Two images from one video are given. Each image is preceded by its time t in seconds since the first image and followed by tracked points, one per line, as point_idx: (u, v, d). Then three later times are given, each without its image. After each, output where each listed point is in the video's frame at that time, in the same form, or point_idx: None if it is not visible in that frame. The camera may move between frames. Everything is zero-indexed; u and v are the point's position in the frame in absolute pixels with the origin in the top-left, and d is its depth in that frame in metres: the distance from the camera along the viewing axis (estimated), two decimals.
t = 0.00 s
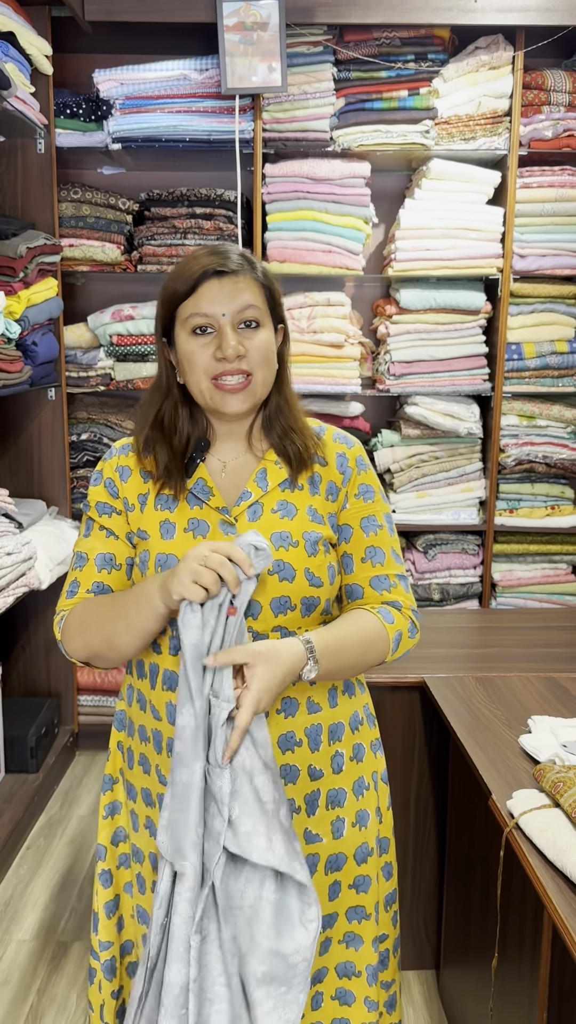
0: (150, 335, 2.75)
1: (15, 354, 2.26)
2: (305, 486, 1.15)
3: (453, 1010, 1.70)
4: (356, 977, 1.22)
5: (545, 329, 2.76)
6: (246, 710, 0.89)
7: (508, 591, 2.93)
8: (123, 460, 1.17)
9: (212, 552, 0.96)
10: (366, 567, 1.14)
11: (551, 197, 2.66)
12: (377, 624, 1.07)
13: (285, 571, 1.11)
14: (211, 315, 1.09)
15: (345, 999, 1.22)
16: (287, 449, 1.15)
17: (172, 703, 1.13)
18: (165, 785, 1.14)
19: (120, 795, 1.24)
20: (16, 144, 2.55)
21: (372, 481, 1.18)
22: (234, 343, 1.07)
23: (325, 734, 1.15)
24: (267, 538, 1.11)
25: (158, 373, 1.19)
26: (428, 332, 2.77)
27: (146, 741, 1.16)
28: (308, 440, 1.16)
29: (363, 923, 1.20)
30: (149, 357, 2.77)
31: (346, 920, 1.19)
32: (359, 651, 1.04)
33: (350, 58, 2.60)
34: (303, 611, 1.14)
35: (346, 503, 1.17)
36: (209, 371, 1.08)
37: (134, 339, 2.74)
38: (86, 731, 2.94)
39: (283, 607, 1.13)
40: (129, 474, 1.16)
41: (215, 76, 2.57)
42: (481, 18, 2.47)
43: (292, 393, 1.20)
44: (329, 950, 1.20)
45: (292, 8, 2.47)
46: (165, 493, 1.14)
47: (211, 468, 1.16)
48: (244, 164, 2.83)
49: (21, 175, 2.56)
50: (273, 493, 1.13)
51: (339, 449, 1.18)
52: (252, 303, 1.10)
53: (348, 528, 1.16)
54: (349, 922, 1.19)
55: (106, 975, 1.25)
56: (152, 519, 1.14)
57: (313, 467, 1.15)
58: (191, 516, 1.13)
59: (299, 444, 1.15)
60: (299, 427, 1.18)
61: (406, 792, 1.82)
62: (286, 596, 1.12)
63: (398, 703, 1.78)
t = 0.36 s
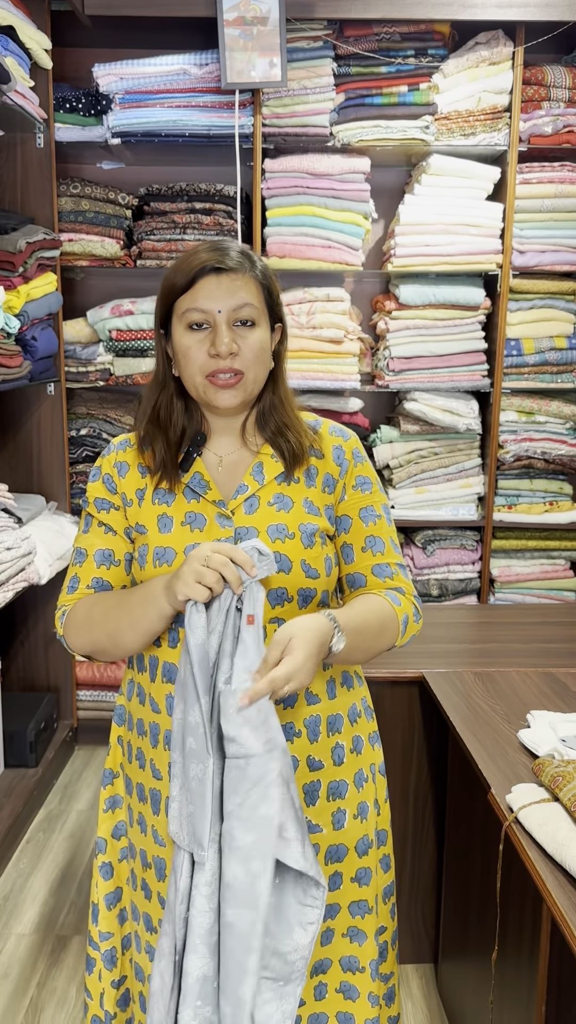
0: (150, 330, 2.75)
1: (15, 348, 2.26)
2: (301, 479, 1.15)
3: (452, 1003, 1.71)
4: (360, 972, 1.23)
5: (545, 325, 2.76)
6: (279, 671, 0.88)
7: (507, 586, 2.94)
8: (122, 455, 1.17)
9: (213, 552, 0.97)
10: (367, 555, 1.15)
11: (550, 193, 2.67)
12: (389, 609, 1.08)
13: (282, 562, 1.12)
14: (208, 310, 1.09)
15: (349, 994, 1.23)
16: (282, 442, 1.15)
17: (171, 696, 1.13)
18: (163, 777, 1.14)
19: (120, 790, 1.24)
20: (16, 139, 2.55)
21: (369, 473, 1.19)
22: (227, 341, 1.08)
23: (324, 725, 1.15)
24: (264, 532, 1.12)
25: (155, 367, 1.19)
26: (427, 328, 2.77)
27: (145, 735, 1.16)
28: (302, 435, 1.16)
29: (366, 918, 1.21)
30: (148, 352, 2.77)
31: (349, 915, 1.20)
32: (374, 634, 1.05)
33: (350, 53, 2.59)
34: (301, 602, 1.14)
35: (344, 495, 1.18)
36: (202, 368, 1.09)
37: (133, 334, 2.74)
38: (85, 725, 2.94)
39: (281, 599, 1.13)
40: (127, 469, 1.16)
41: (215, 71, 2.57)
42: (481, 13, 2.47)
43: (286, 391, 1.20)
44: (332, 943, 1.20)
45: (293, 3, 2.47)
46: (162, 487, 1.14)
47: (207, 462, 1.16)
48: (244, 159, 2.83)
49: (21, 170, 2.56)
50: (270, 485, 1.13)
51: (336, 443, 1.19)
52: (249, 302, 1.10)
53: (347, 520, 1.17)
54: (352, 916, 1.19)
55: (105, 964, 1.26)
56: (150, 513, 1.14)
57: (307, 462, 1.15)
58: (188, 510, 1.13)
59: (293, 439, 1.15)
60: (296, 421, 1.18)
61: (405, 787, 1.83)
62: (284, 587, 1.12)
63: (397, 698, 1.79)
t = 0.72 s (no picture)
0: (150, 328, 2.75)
1: (15, 346, 2.26)
2: (297, 473, 1.16)
3: (451, 1000, 1.72)
4: (360, 971, 1.23)
5: (544, 324, 2.77)
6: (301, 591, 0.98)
7: (506, 585, 2.95)
8: (120, 453, 1.17)
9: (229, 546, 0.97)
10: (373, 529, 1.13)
11: (550, 192, 2.67)
12: (411, 573, 1.09)
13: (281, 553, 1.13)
14: (208, 329, 1.07)
15: (349, 992, 1.23)
16: (278, 440, 1.15)
17: (173, 690, 1.14)
18: (174, 768, 1.14)
19: (117, 788, 1.25)
20: (16, 137, 2.55)
21: (363, 459, 1.20)
22: (226, 361, 1.07)
23: (324, 719, 1.16)
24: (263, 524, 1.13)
25: (151, 366, 1.18)
26: (427, 326, 2.77)
27: (147, 731, 1.17)
28: (297, 430, 1.17)
29: (367, 915, 1.21)
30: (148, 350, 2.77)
31: (351, 913, 1.20)
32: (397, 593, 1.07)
33: (350, 52, 2.60)
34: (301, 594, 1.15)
35: (339, 480, 1.18)
36: (201, 383, 1.08)
37: (133, 332, 2.74)
38: (85, 723, 2.95)
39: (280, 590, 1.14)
40: (126, 468, 1.16)
41: (216, 69, 2.57)
42: (482, 12, 2.47)
43: (277, 385, 1.20)
44: (334, 941, 1.21)
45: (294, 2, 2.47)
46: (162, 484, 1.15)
47: (205, 460, 1.16)
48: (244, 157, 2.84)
49: (21, 168, 2.56)
50: (266, 480, 1.14)
51: (328, 433, 1.19)
52: (249, 318, 1.08)
53: (347, 501, 1.17)
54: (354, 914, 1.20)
55: (97, 962, 1.25)
56: (150, 510, 1.14)
57: (301, 456, 1.16)
58: (188, 505, 1.13)
59: (290, 436, 1.16)
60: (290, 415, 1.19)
61: (405, 784, 1.83)
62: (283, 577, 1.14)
63: (397, 696, 1.79)
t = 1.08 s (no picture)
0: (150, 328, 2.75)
1: (16, 346, 2.26)
2: (293, 470, 1.17)
3: (450, 1000, 1.71)
4: (354, 971, 1.24)
5: (544, 325, 2.77)
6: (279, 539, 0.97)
7: (505, 585, 2.95)
8: (119, 453, 1.17)
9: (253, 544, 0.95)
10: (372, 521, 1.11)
11: (551, 193, 2.67)
12: (412, 559, 1.09)
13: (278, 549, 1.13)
14: (209, 331, 1.07)
15: (342, 992, 1.24)
16: (274, 439, 1.16)
17: (172, 687, 1.14)
18: (176, 765, 1.14)
19: (121, 790, 1.25)
20: (17, 136, 2.55)
21: (359, 454, 1.20)
22: (227, 362, 1.07)
23: (323, 717, 1.16)
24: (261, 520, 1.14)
25: (145, 367, 1.18)
26: (427, 327, 2.77)
27: (147, 730, 1.17)
28: (292, 428, 1.17)
29: (362, 916, 1.21)
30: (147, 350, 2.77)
31: (345, 910, 1.21)
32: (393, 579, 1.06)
33: (352, 53, 2.60)
34: (301, 591, 1.15)
35: (334, 475, 1.19)
36: (202, 386, 1.08)
37: (134, 332, 2.75)
38: (84, 723, 2.95)
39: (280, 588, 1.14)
40: (125, 468, 1.16)
41: (217, 69, 2.56)
42: (483, 13, 2.47)
43: (271, 385, 1.21)
44: (328, 937, 1.21)
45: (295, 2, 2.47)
46: (159, 484, 1.15)
47: (202, 460, 1.16)
48: (245, 157, 2.84)
49: (22, 167, 2.56)
50: (263, 478, 1.15)
51: (323, 430, 1.20)
52: (249, 319, 1.08)
53: (342, 494, 1.17)
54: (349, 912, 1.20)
55: (107, 963, 1.27)
56: (148, 509, 1.15)
57: (297, 454, 1.17)
58: (186, 504, 1.14)
59: (286, 435, 1.16)
60: (285, 413, 1.20)
61: (404, 784, 1.83)
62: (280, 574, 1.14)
63: (397, 697, 1.79)
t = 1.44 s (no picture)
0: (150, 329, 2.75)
1: (16, 346, 2.25)
2: (294, 468, 1.17)
3: (450, 1003, 1.71)
4: (354, 973, 1.23)
5: (545, 326, 2.76)
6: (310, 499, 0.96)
7: (505, 587, 2.94)
8: (120, 453, 1.17)
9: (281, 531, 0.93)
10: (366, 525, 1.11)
11: (552, 195, 2.67)
12: (405, 571, 1.09)
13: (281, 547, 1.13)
14: (214, 332, 1.06)
15: (341, 995, 1.24)
16: (275, 440, 1.16)
17: (175, 685, 1.13)
18: (174, 767, 1.14)
19: (123, 793, 1.25)
20: (17, 137, 2.54)
21: (356, 454, 1.20)
22: (231, 363, 1.06)
23: (324, 717, 1.15)
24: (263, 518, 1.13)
25: (145, 367, 1.17)
26: (428, 328, 2.77)
27: (148, 731, 1.16)
28: (292, 428, 1.18)
29: (362, 917, 1.21)
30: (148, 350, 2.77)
31: (346, 911, 1.20)
32: (382, 591, 1.06)
33: (353, 54, 2.60)
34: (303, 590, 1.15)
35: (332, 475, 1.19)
36: (205, 386, 1.08)
37: (134, 332, 2.74)
38: (83, 723, 2.95)
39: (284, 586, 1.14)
40: (127, 467, 1.16)
41: (218, 69, 2.56)
42: (484, 14, 2.47)
43: (269, 385, 1.21)
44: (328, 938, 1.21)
45: (296, 3, 2.47)
46: (160, 482, 1.15)
47: (203, 459, 1.16)
48: (246, 157, 2.84)
49: (22, 168, 2.56)
50: (264, 477, 1.15)
51: (322, 431, 1.20)
52: (253, 322, 1.08)
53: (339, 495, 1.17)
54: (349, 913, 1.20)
55: (111, 969, 1.27)
56: (150, 507, 1.14)
57: (297, 453, 1.17)
58: (188, 502, 1.13)
59: (287, 436, 1.16)
60: (283, 414, 1.19)
61: (404, 786, 1.83)
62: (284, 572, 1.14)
63: (397, 698, 1.79)
